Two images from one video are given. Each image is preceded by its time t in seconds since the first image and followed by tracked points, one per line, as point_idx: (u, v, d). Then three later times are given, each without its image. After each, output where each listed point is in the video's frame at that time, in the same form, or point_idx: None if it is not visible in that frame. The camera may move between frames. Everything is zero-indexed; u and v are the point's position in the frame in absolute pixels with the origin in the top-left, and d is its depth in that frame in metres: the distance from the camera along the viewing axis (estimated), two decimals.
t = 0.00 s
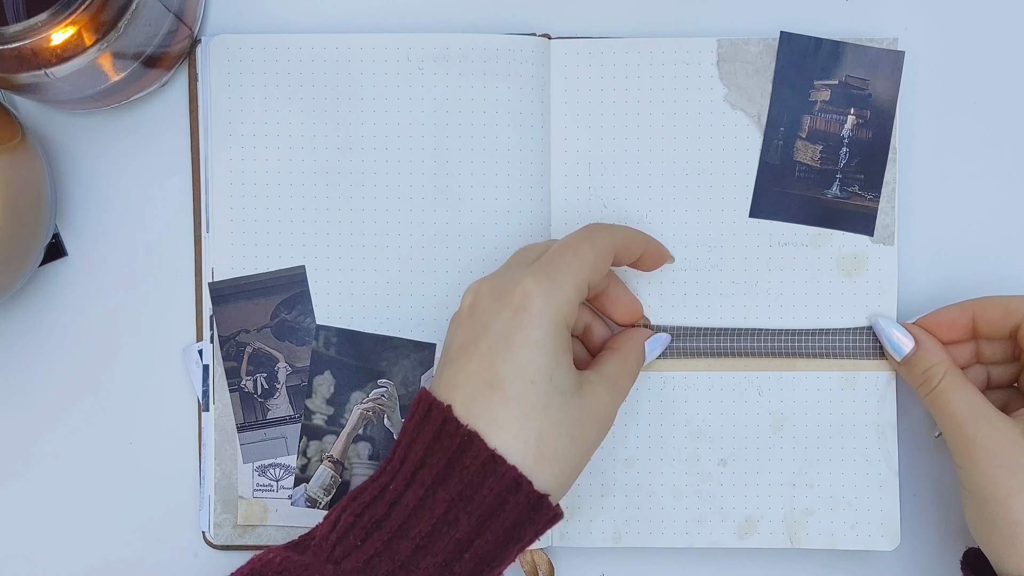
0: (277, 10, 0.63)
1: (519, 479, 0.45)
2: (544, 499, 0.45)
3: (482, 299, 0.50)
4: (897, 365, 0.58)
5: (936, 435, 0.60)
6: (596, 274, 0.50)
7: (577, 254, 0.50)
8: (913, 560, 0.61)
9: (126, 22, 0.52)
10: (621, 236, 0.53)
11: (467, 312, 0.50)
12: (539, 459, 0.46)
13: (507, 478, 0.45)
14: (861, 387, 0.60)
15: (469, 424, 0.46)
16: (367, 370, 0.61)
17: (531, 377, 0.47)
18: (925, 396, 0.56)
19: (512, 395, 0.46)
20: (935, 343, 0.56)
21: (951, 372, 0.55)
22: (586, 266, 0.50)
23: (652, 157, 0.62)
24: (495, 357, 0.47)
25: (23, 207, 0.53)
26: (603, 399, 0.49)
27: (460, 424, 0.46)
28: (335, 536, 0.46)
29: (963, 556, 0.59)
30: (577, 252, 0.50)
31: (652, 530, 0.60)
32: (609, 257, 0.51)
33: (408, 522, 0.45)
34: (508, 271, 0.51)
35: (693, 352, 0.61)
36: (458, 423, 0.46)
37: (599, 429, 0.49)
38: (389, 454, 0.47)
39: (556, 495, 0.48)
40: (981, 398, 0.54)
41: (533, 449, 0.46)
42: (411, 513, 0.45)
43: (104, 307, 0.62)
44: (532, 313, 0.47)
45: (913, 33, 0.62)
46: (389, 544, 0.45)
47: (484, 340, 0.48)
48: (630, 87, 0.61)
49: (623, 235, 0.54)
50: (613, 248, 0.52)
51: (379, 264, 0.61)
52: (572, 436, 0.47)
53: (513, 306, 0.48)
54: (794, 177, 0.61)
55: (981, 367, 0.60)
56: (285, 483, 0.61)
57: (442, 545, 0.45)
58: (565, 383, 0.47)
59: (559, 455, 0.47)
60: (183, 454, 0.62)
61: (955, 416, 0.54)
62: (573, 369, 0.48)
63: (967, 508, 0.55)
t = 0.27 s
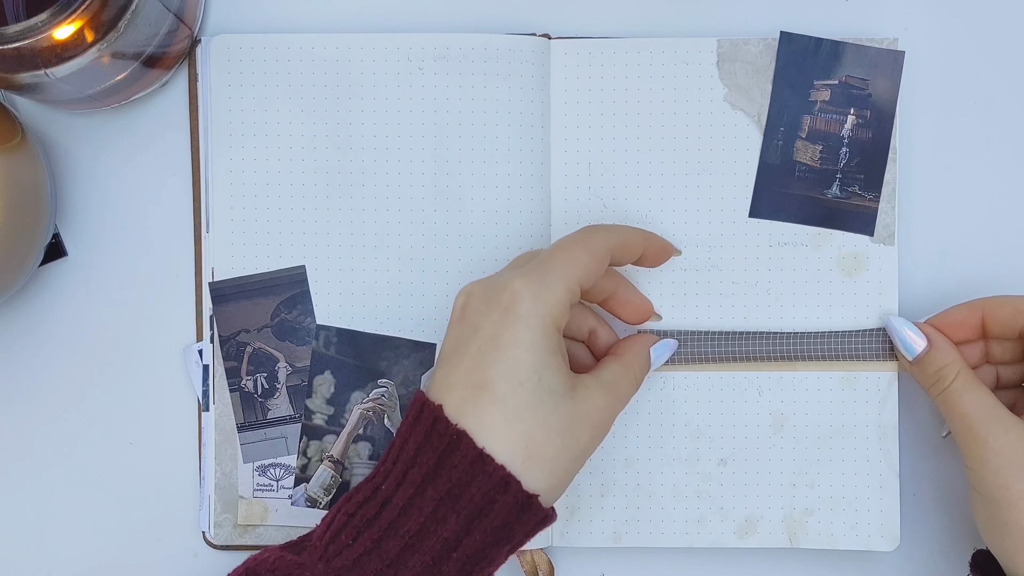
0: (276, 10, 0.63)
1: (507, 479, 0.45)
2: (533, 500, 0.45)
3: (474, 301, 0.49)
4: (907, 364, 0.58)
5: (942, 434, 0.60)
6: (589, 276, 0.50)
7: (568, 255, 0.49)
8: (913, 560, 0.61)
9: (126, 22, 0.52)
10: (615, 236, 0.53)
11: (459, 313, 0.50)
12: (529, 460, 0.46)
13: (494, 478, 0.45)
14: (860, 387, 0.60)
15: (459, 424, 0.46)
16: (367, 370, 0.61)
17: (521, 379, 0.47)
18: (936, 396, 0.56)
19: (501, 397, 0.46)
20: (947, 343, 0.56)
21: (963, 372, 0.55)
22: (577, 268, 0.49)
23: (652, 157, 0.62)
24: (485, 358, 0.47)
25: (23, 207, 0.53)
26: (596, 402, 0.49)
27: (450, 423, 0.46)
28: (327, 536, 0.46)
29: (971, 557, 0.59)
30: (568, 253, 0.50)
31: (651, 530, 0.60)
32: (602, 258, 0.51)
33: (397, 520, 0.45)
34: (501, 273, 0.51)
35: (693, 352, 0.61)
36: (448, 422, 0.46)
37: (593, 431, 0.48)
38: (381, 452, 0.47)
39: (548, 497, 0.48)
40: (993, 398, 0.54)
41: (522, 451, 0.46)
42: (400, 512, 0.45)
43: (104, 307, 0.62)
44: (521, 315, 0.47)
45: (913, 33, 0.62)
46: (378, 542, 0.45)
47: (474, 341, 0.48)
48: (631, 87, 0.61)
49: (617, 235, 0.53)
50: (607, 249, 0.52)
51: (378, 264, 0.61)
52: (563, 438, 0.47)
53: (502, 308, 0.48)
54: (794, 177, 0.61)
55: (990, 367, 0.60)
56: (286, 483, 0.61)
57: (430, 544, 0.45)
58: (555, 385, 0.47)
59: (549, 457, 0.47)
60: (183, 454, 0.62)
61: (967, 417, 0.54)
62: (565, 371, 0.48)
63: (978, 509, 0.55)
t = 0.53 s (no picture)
0: (276, 10, 0.63)
1: (515, 491, 0.45)
2: (539, 512, 0.45)
3: (481, 310, 0.49)
4: (899, 369, 0.58)
5: (937, 439, 0.60)
6: (596, 286, 0.50)
7: (577, 266, 0.49)
8: (913, 560, 0.61)
9: (126, 22, 0.52)
10: (622, 246, 0.53)
11: (465, 323, 0.50)
12: (536, 472, 0.46)
13: (503, 490, 0.45)
14: (861, 387, 0.60)
15: (467, 436, 0.46)
16: (367, 370, 0.61)
17: (529, 391, 0.46)
18: (927, 401, 0.56)
19: (509, 409, 0.46)
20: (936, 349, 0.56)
21: (954, 376, 0.55)
22: (586, 280, 0.49)
23: (652, 158, 0.62)
24: (493, 369, 0.47)
25: (23, 207, 0.53)
26: (603, 413, 0.49)
27: (458, 435, 0.46)
28: (333, 545, 0.46)
29: (965, 561, 0.59)
30: (576, 264, 0.49)
31: (652, 530, 0.60)
32: (609, 269, 0.51)
33: (404, 532, 0.46)
34: (508, 283, 0.50)
35: (693, 352, 0.61)
36: (456, 434, 0.46)
37: (598, 441, 0.49)
38: (387, 463, 0.47)
39: (553, 507, 0.48)
40: (984, 402, 0.54)
41: (529, 463, 0.46)
42: (408, 523, 0.46)
43: (104, 307, 0.62)
44: (531, 327, 0.47)
45: (913, 33, 0.62)
46: (386, 554, 0.46)
47: (482, 352, 0.48)
48: (631, 88, 0.61)
49: (625, 244, 0.53)
50: (615, 259, 0.52)
51: (378, 265, 0.61)
52: (570, 450, 0.47)
53: (511, 319, 0.48)
54: (794, 177, 0.61)
55: (983, 371, 0.60)
56: (286, 483, 0.61)
57: (438, 556, 0.45)
58: (563, 397, 0.47)
59: (557, 468, 0.47)
60: (183, 454, 0.62)
61: (959, 421, 0.54)
62: (571, 382, 0.48)
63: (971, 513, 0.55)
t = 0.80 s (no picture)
0: (276, 10, 0.63)
1: (516, 491, 0.45)
2: (540, 511, 0.45)
3: (481, 311, 0.49)
4: (897, 369, 0.58)
5: (935, 439, 0.60)
6: (596, 286, 0.50)
7: (577, 266, 0.49)
8: (913, 560, 0.61)
9: (126, 22, 0.52)
10: (622, 246, 0.53)
11: (465, 323, 0.50)
12: (537, 472, 0.46)
13: (503, 490, 0.45)
14: (861, 387, 0.60)
15: (467, 436, 0.46)
16: (367, 370, 0.61)
17: (529, 391, 0.46)
18: (926, 401, 0.56)
19: (509, 410, 0.46)
20: (936, 350, 0.56)
21: (953, 377, 0.55)
22: (586, 280, 0.49)
23: (652, 158, 0.62)
24: (493, 370, 0.47)
25: (23, 207, 0.53)
26: (603, 413, 0.49)
27: (458, 435, 0.46)
28: (333, 545, 0.46)
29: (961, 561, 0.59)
30: (576, 264, 0.49)
31: (652, 530, 0.60)
32: (609, 268, 0.51)
33: (405, 531, 0.46)
34: (508, 283, 0.50)
35: (694, 352, 0.61)
36: (456, 434, 0.46)
37: (598, 441, 0.49)
38: (387, 462, 0.47)
39: (554, 507, 0.48)
40: (983, 403, 0.54)
41: (529, 463, 0.46)
42: (408, 523, 0.46)
43: (104, 306, 0.62)
44: (530, 327, 0.47)
45: (913, 33, 0.62)
46: (386, 553, 0.46)
47: (483, 352, 0.48)
48: (631, 88, 0.61)
49: (624, 245, 0.53)
50: (614, 259, 0.52)
51: (379, 265, 0.61)
52: (570, 450, 0.47)
53: (511, 319, 0.48)
54: (794, 177, 0.61)
55: (981, 371, 0.60)
56: (286, 483, 0.61)
57: (438, 556, 0.45)
58: (563, 397, 0.47)
59: (557, 468, 0.47)
60: (183, 454, 0.62)
61: (957, 421, 0.54)
62: (571, 382, 0.48)
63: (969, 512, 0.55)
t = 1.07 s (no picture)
0: (276, 10, 0.63)
1: (516, 490, 0.45)
2: (540, 510, 0.45)
3: (481, 310, 0.49)
4: (898, 369, 0.58)
5: (935, 439, 0.60)
6: (596, 286, 0.50)
7: (577, 265, 0.49)
8: (912, 560, 0.61)
9: (127, 21, 0.52)
10: (621, 246, 0.53)
11: (465, 323, 0.50)
12: (538, 471, 0.46)
13: (503, 489, 0.45)
14: (861, 387, 0.60)
15: (468, 435, 0.46)
16: (367, 371, 0.61)
17: (530, 390, 0.46)
18: (926, 401, 0.56)
19: (510, 409, 0.46)
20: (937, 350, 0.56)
21: (953, 377, 0.55)
22: (586, 279, 0.49)
23: (652, 157, 0.62)
24: (493, 369, 0.47)
25: (23, 207, 0.53)
26: (603, 412, 0.49)
27: (459, 434, 0.46)
28: (334, 544, 0.46)
29: (960, 561, 0.59)
30: (576, 263, 0.49)
31: (652, 530, 0.60)
32: (609, 268, 0.51)
33: (405, 531, 0.46)
34: (509, 282, 0.50)
35: (694, 352, 0.61)
36: (457, 433, 0.46)
37: (598, 440, 0.49)
38: (388, 461, 0.47)
39: (554, 506, 0.48)
40: (983, 403, 0.54)
41: (530, 462, 0.46)
42: (409, 522, 0.46)
43: (104, 306, 0.62)
44: (531, 326, 0.47)
45: (913, 33, 0.62)
46: (386, 552, 0.46)
47: (483, 351, 0.48)
48: (631, 88, 0.61)
49: (624, 245, 0.53)
50: (615, 259, 0.52)
51: (379, 264, 0.61)
52: (571, 449, 0.47)
53: (511, 318, 0.48)
54: (794, 177, 0.61)
55: (980, 372, 0.60)
56: (286, 483, 0.61)
57: (439, 555, 0.45)
58: (563, 396, 0.47)
59: (557, 467, 0.47)
60: (183, 454, 0.62)
61: (956, 421, 0.54)
62: (572, 381, 0.48)
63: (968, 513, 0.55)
